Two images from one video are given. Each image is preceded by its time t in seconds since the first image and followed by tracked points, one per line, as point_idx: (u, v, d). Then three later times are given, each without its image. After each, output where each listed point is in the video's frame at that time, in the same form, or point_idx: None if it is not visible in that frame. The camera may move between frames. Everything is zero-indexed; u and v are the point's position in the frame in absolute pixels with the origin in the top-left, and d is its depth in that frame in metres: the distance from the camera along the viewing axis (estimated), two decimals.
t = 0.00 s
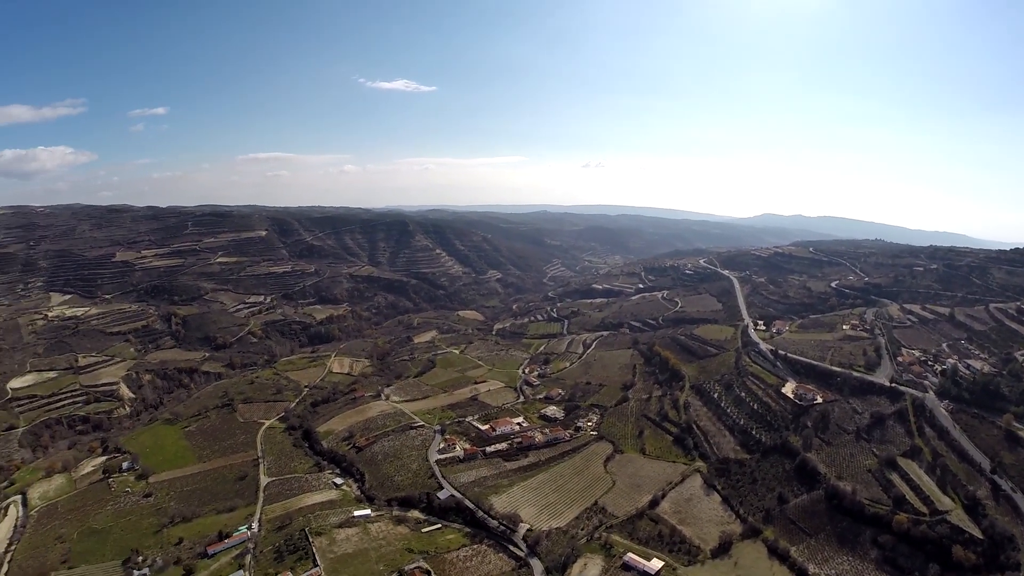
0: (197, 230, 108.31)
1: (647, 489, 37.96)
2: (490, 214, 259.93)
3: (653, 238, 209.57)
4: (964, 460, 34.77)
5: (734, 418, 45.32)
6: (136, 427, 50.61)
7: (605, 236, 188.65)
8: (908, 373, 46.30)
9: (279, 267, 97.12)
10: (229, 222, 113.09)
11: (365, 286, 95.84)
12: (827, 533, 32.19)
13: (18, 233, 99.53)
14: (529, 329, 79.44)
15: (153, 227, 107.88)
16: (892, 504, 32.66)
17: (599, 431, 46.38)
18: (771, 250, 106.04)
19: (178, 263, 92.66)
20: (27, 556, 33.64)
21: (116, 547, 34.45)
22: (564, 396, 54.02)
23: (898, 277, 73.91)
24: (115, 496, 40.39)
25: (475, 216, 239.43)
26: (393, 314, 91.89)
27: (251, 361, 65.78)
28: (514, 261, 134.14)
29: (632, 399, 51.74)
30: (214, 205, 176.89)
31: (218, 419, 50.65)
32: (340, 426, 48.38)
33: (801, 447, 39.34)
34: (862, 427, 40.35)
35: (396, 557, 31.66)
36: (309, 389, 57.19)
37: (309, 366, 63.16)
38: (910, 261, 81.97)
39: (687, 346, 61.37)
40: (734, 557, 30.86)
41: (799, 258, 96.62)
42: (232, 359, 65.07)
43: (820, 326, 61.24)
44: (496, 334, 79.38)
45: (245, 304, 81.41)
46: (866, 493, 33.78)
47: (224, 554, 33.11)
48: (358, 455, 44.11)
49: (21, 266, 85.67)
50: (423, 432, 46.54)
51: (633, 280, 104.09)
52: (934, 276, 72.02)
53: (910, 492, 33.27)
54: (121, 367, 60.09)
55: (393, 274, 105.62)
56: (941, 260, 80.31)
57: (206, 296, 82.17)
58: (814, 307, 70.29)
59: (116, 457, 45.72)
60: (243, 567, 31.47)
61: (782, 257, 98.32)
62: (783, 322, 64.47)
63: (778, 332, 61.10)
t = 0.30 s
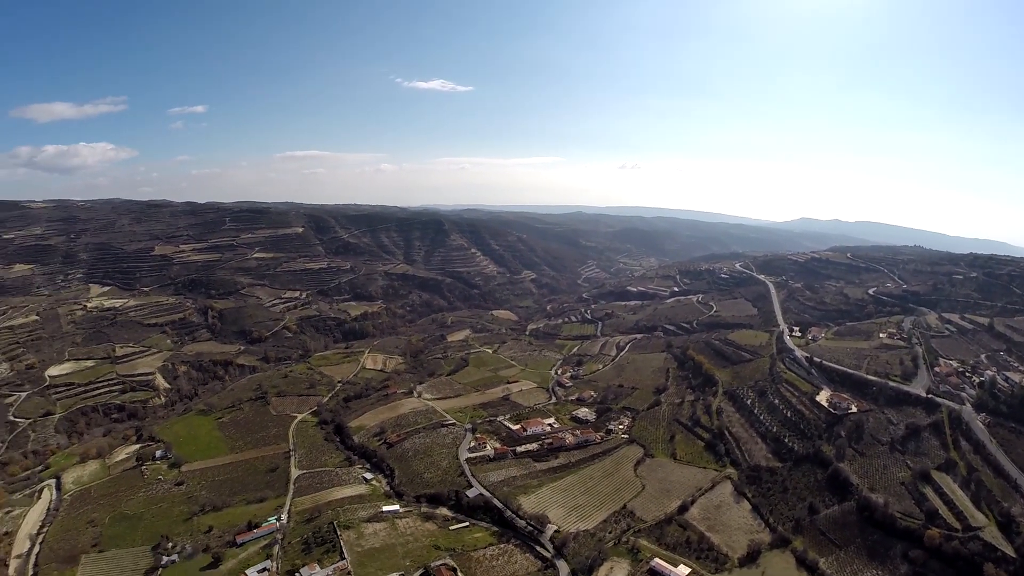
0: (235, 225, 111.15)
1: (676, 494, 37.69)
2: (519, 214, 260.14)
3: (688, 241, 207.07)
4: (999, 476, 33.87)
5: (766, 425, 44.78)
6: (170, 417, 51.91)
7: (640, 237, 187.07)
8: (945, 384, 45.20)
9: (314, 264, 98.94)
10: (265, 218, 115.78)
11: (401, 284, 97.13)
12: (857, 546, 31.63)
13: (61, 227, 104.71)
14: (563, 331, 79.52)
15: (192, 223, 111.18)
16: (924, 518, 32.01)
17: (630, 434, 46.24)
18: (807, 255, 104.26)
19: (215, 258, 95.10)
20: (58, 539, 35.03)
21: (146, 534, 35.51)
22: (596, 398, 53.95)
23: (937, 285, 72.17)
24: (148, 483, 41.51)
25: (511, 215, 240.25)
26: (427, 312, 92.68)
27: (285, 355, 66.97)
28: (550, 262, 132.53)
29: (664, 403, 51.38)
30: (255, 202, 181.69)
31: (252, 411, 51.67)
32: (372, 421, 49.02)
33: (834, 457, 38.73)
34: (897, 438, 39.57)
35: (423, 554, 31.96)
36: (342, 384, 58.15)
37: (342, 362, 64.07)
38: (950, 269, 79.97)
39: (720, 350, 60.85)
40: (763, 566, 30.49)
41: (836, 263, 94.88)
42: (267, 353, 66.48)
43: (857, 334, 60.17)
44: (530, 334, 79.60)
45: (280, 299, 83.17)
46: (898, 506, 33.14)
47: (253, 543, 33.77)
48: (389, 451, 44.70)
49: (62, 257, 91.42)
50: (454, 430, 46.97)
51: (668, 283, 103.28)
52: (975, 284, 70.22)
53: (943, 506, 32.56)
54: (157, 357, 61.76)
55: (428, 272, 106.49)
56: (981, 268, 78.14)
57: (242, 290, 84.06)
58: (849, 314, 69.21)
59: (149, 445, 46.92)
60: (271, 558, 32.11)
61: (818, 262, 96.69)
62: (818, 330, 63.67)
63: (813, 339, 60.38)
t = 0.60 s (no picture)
0: (271, 221, 113.59)
1: (704, 500, 37.28)
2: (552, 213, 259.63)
3: (723, 243, 203.80)
4: None
5: (798, 432, 44.10)
6: (203, 407, 53.14)
7: (673, 238, 184.86)
8: (982, 396, 43.77)
9: (349, 260, 100.45)
10: (301, 214, 118.14)
11: (434, 282, 98.14)
12: (887, 559, 31.01)
13: (100, 221, 108.24)
14: (597, 332, 79.27)
15: (228, 218, 113.96)
16: (955, 533, 31.36)
17: (660, 437, 45.94)
18: (843, 260, 102.07)
19: (251, 252, 97.27)
20: (90, 522, 36.12)
21: (175, 521, 36.42)
22: (627, 400, 53.68)
23: (977, 293, 70.12)
24: (180, 471, 42.56)
25: (544, 214, 239.86)
26: (460, 310, 93.13)
27: (319, 350, 68.09)
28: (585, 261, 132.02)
29: (695, 407, 50.91)
30: (293, 199, 185.54)
31: (284, 404, 52.63)
32: (403, 417, 49.55)
33: (866, 467, 37.98)
34: (931, 450, 38.74)
35: (449, 550, 32.17)
36: (374, 380, 58.95)
37: (376, 358, 64.90)
38: (990, 277, 77.69)
39: (753, 355, 60.07)
40: None
41: (873, 269, 92.74)
42: (301, 347, 67.69)
43: (893, 341, 58.79)
44: (563, 334, 79.54)
45: (315, 294, 84.67)
46: (929, 520, 32.45)
47: (281, 534, 34.40)
48: (418, 447, 45.15)
49: (101, 249, 94.86)
50: (484, 428, 47.23)
51: (703, 286, 102.05)
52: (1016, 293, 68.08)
53: (975, 522, 31.87)
54: (191, 348, 63.33)
55: (461, 271, 107.22)
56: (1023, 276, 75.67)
57: (277, 285, 85.76)
58: (885, 321, 67.74)
59: (182, 434, 48.11)
60: (299, 549, 32.64)
61: (854, 268, 94.68)
62: (853, 336, 62.54)
63: (848, 346, 59.31)
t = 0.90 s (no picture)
0: (306, 218, 115.59)
1: (732, 506, 36.71)
2: (582, 213, 258.79)
3: (756, 246, 200.22)
4: None
5: (828, 440, 43.22)
6: (235, 399, 54.20)
7: (706, 241, 182.32)
8: (1019, 409, 42.39)
9: (383, 258, 101.67)
10: (334, 212, 119.98)
11: (467, 280, 98.79)
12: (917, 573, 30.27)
13: (138, 216, 111.42)
14: (628, 333, 78.88)
15: (263, 214, 116.28)
16: (986, 549, 30.58)
17: (689, 442, 45.43)
18: (878, 265, 99.56)
19: (285, 248, 99.04)
20: (120, 508, 37.21)
21: (204, 510, 37.19)
22: (657, 404, 53.15)
23: (1018, 303, 67.73)
24: (210, 461, 43.50)
25: (575, 214, 239.10)
26: (492, 309, 93.33)
27: (350, 346, 68.94)
28: (617, 261, 131.33)
29: (726, 413, 50.20)
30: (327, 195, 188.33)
31: (315, 398, 53.40)
32: (432, 415, 49.87)
33: (897, 478, 37.12)
34: (964, 463, 37.75)
35: (474, 548, 32.27)
36: (405, 376, 59.50)
37: (407, 355, 65.50)
38: None
39: (785, 361, 59.02)
40: None
41: (909, 275, 90.23)
42: (333, 343, 68.67)
43: (928, 350, 57.21)
44: (595, 335, 79.32)
45: (348, 291, 85.87)
46: (960, 535, 31.65)
47: (308, 526, 34.93)
48: (447, 444, 45.44)
49: (138, 243, 97.66)
50: (513, 427, 47.28)
51: (735, 289, 100.60)
52: None
53: (1008, 539, 31.08)
54: (225, 341, 64.71)
55: (495, 270, 107.55)
56: None
57: (311, 281, 87.14)
58: (920, 329, 65.89)
59: (213, 425, 49.14)
60: (325, 541, 33.07)
61: (890, 274, 92.31)
62: (888, 344, 61.05)
63: (882, 354, 57.92)
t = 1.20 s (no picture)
0: (341, 215, 117.46)
1: (761, 514, 36.04)
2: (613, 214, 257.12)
3: (790, 250, 196.23)
4: None
5: (859, 449, 42.21)
6: (265, 392, 55.20)
7: (739, 243, 179.44)
8: None
9: (416, 256, 102.72)
10: (368, 209, 121.62)
11: (499, 279, 99.11)
12: None
13: (174, 210, 114.46)
14: (659, 336, 78.27)
15: (297, 211, 118.51)
16: (1016, 566, 29.65)
17: (718, 447, 44.82)
18: (914, 271, 96.71)
19: (319, 244, 100.69)
20: (150, 496, 38.22)
21: (232, 500, 37.99)
22: (688, 407, 52.54)
23: None
24: (240, 452, 44.39)
25: (605, 215, 237.64)
26: (523, 308, 93.37)
27: (381, 342, 69.67)
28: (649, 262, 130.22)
29: (756, 418, 49.37)
30: (361, 193, 190.75)
31: (345, 393, 54.13)
32: (462, 413, 50.14)
33: (928, 490, 36.07)
34: (997, 477, 36.59)
35: (498, 547, 32.31)
36: (435, 373, 59.98)
37: (437, 352, 66.00)
38: None
39: (818, 367, 57.78)
40: None
41: (946, 282, 87.46)
42: (365, 339, 69.56)
43: (962, 359, 55.46)
44: (626, 337, 78.93)
45: (380, 288, 86.98)
46: (990, 551, 30.69)
47: (335, 519, 35.42)
48: (476, 442, 45.64)
49: (173, 237, 100.35)
50: (542, 427, 47.27)
51: (768, 293, 98.86)
52: None
53: None
54: (257, 335, 66.01)
55: (527, 270, 107.71)
56: None
57: (343, 277, 88.43)
58: (955, 337, 63.80)
59: (244, 417, 50.14)
60: (350, 535, 33.44)
61: (927, 280, 89.59)
62: (922, 352, 59.33)
63: (916, 363, 56.29)
